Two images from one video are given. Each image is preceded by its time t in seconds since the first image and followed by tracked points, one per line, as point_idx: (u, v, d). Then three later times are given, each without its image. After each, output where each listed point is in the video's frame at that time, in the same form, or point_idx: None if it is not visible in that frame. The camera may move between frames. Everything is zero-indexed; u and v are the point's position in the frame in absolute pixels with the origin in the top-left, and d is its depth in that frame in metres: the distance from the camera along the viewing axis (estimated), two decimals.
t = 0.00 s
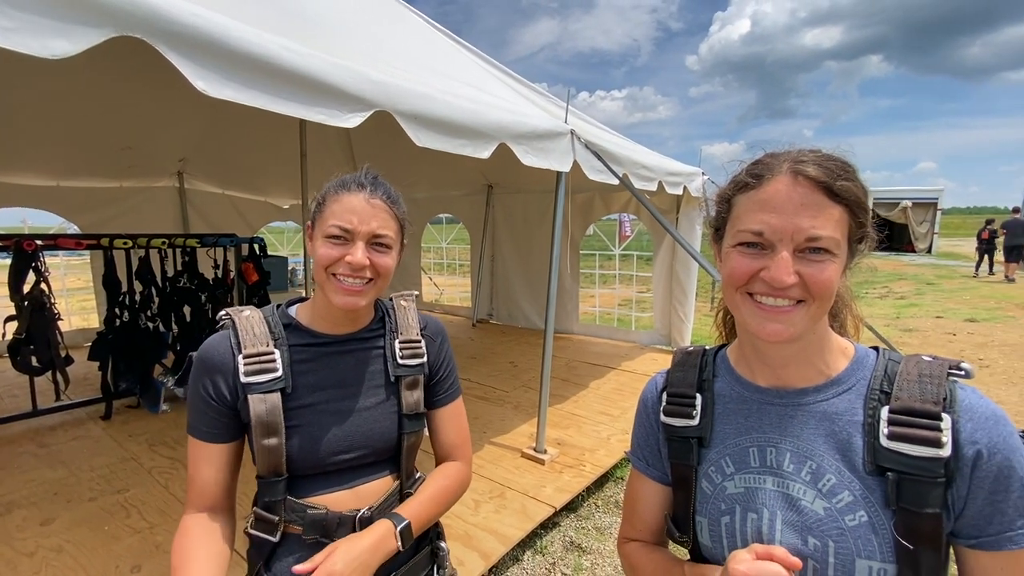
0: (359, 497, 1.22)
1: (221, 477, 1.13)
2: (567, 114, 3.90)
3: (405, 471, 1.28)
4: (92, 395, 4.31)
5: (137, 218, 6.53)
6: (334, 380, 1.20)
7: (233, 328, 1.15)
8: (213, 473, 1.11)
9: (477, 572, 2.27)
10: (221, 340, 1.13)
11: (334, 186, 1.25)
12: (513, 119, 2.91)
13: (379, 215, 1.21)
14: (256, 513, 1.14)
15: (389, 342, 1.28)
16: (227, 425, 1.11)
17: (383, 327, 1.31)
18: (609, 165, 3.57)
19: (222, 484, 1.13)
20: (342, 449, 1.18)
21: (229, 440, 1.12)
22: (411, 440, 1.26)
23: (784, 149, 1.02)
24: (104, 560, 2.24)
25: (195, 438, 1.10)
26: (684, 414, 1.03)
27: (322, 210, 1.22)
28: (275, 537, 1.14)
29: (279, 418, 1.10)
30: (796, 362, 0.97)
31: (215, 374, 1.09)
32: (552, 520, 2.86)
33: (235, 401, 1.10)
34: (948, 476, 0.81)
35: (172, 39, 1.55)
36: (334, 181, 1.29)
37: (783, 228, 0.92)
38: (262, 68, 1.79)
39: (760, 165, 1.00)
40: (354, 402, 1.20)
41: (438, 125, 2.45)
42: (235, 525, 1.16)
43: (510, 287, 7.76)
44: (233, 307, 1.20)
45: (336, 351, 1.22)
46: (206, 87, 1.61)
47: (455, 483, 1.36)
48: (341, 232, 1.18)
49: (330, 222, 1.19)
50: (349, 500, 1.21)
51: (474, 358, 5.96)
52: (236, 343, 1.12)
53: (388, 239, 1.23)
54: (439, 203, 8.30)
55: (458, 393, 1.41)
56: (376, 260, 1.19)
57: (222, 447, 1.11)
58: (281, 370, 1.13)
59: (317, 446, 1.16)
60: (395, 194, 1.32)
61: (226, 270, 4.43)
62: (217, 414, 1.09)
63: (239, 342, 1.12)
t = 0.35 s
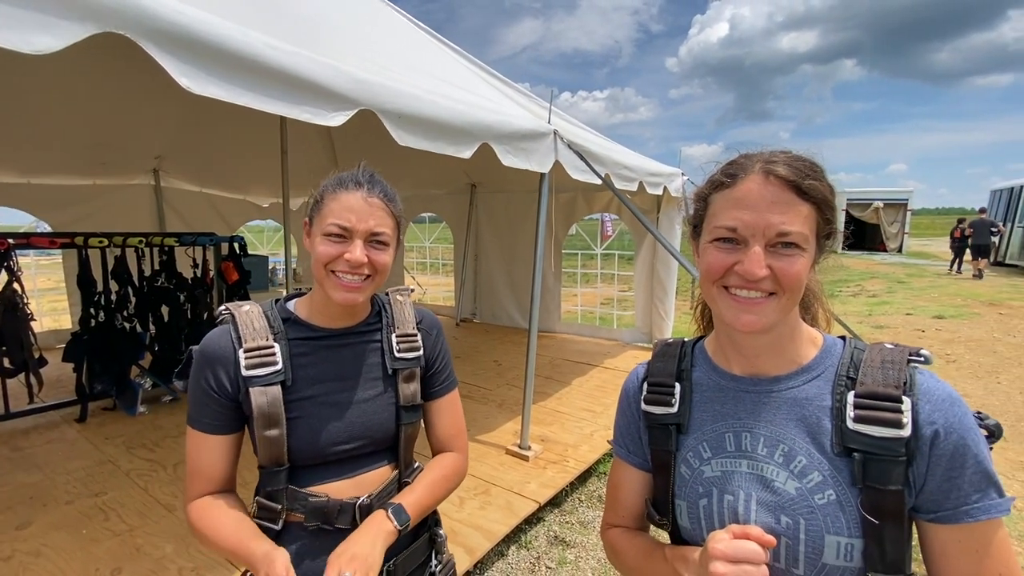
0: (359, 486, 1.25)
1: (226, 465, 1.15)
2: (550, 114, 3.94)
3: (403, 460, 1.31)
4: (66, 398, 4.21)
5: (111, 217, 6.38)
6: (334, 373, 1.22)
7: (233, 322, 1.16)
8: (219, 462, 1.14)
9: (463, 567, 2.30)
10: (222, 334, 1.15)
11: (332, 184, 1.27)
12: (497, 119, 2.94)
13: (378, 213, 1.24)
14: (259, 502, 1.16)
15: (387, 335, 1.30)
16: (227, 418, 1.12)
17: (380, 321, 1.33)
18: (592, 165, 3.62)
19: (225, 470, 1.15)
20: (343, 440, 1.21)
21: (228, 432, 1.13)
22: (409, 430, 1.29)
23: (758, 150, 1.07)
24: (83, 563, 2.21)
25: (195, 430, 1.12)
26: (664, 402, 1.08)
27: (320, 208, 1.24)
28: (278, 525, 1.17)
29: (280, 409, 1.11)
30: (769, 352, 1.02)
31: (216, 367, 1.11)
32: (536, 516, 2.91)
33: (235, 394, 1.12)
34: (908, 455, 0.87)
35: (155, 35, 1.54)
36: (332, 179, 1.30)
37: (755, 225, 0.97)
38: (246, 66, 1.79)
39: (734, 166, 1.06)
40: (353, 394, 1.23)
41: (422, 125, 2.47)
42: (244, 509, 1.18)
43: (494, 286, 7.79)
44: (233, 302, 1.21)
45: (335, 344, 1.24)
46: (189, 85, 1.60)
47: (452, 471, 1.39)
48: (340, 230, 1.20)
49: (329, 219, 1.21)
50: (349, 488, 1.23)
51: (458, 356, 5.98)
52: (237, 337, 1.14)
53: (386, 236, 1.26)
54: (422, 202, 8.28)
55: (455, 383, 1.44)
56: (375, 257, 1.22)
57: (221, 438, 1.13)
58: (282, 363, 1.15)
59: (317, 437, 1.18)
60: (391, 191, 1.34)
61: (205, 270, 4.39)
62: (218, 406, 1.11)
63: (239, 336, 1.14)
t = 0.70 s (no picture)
0: (370, 472, 1.28)
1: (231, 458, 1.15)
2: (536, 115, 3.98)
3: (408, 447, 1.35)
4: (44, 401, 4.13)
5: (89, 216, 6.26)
6: (345, 365, 1.25)
7: (247, 317, 1.18)
8: (226, 454, 1.14)
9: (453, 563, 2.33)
10: (236, 328, 1.16)
11: (347, 184, 1.28)
12: (482, 120, 2.97)
13: (393, 214, 1.28)
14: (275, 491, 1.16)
15: (391, 329, 1.34)
16: (238, 411, 1.13)
17: (384, 316, 1.36)
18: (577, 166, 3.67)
19: (230, 464, 1.15)
20: (355, 428, 1.24)
21: (237, 425, 1.14)
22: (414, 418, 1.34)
23: (729, 155, 1.12)
24: (67, 567, 2.19)
25: (203, 423, 1.11)
26: (649, 389, 1.12)
27: (336, 207, 1.25)
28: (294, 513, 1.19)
29: (299, 400, 1.14)
30: (749, 345, 1.07)
31: (231, 360, 1.12)
32: (524, 512, 2.95)
33: (250, 387, 1.13)
34: (877, 439, 0.93)
35: (143, 35, 1.54)
36: (344, 179, 1.32)
37: (729, 226, 1.02)
38: (234, 66, 1.79)
39: (707, 171, 1.11)
40: (364, 385, 1.26)
41: (408, 125, 2.49)
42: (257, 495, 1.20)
43: (480, 285, 7.81)
44: (242, 299, 1.23)
45: (345, 337, 1.27)
46: (177, 85, 1.61)
47: (451, 457, 1.43)
48: (358, 229, 1.22)
49: (346, 219, 1.22)
50: (360, 475, 1.27)
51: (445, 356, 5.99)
52: (252, 331, 1.16)
53: (399, 236, 1.30)
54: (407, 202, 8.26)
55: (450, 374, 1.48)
56: (390, 255, 1.25)
57: (231, 431, 1.13)
58: (297, 356, 1.17)
59: (332, 426, 1.21)
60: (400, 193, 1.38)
61: (189, 270, 4.36)
62: (231, 399, 1.12)
63: (255, 330, 1.16)
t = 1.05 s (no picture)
0: (363, 473, 1.28)
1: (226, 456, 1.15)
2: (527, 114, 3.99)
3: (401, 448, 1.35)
4: (27, 404, 4.05)
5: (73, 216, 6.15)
6: (340, 364, 1.25)
7: (244, 315, 1.17)
8: (221, 453, 1.13)
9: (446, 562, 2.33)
10: (233, 326, 1.15)
11: (348, 186, 1.28)
12: (474, 118, 2.97)
13: (392, 218, 1.27)
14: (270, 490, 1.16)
15: (386, 329, 1.34)
16: (235, 409, 1.12)
17: (379, 317, 1.36)
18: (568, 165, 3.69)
19: (225, 462, 1.14)
20: (351, 427, 1.24)
21: (233, 423, 1.14)
22: (407, 418, 1.33)
23: (717, 154, 1.14)
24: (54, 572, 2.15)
25: (198, 421, 1.11)
26: (643, 383, 1.14)
27: (336, 209, 1.25)
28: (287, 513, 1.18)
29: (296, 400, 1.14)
30: (742, 341, 1.09)
31: (228, 359, 1.11)
32: (517, 510, 2.96)
33: (246, 386, 1.13)
34: (867, 431, 0.95)
35: (130, 31, 1.52)
36: (345, 180, 1.31)
37: (718, 226, 1.04)
38: (223, 63, 1.78)
39: (695, 172, 1.12)
40: (360, 384, 1.26)
41: (399, 123, 2.48)
42: (252, 493, 1.20)
43: (471, 285, 7.81)
44: (240, 297, 1.22)
45: (341, 337, 1.27)
46: (165, 82, 1.59)
47: (442, 458, 1.43)
48: (358, 232, 1.22)
49: (347, 221, 1.22)
50: (353, 476, 1.26)
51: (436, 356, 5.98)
52: (250, 330, 1.15)
53: (398, 240, 1.29)
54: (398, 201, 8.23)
55: (439, 377, 1.48)
56: (388, 259, 1.25)
57: (228, 429, 1.13)
58: (294, 355, 1.17)
59: (328, 426, 1.21)
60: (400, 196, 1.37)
61: (175, 270, 4.31)
62: (228, 397, 1.11)
63: (253, 329, 1.15)
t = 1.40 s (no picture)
0: (339, 488, 1.26)
1: (196, 462, 1.13)
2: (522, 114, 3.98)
3: (383, 462, 1.32)
4: (17, 407, 3.99)
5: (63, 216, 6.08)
6: (318, 372, 1.23)
7: (220, 317, 1.16)
8: (190, 460, 1.12)
9: (442, 564, 2.31)
10: (208, 327, 1.14)
11: (319, 184, 1.28)
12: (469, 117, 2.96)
13: (360, 212, 1.25)
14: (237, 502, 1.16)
15: (370, 336, 1.32)
16: (205, 413, 1.11)
17: (365, 323, 1.35)
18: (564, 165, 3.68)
19: (194, 470, 1.13)
20: (325, 438, 1.22)
21: (203, 428, 1.12)
22: (389, 431, 1.31)
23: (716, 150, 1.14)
24: None
25: (166, 424, 1.09)
26: (643, 382, 1.14)
27: (306, 207, 1.26)
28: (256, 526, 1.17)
29: (266, 408, 1.12)
30: (743, 339, 1.08)
31: (199, 361, 1.10)
32: (513, 510, 2.94)
33: (217, 390, 1.11)
34: (872, 442, 0.93)
35: (120, 28, 1.50)
36: (319, 177, 1.32)
37: (720, 220, 1.03)
38: (216, 61, 1.75)
39: (694, 167, 1.12)
40: (336, 392, 1.24)
41: (395, 122, 2.46)
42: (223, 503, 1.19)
43: (467, 285, 7.79)
44: (218, 298, 1.22)
45: (321, 343, 1.25)
46: (157, 80, 1.57)
47: (429, 475, 1.41)
48: (322, 229, 1.22)
49: (312, 219, 1.23)
50: (329, 490, 1.25)
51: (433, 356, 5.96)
52: (223, 333, 1.14)
53: (369, 235, 1.26)
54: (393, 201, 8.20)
55: (431, 387, 1.46)
56: (355, 256, 1.23)
57: (196, 434, 1.11)
58: (269, 362, 1.16)
59: (299, 436, 1.19)
60: (380, 189, 1.34)
61: (167, 271, 4.28)
62: (197, 401, 1.10)
63: (226, 332, 1.14)
